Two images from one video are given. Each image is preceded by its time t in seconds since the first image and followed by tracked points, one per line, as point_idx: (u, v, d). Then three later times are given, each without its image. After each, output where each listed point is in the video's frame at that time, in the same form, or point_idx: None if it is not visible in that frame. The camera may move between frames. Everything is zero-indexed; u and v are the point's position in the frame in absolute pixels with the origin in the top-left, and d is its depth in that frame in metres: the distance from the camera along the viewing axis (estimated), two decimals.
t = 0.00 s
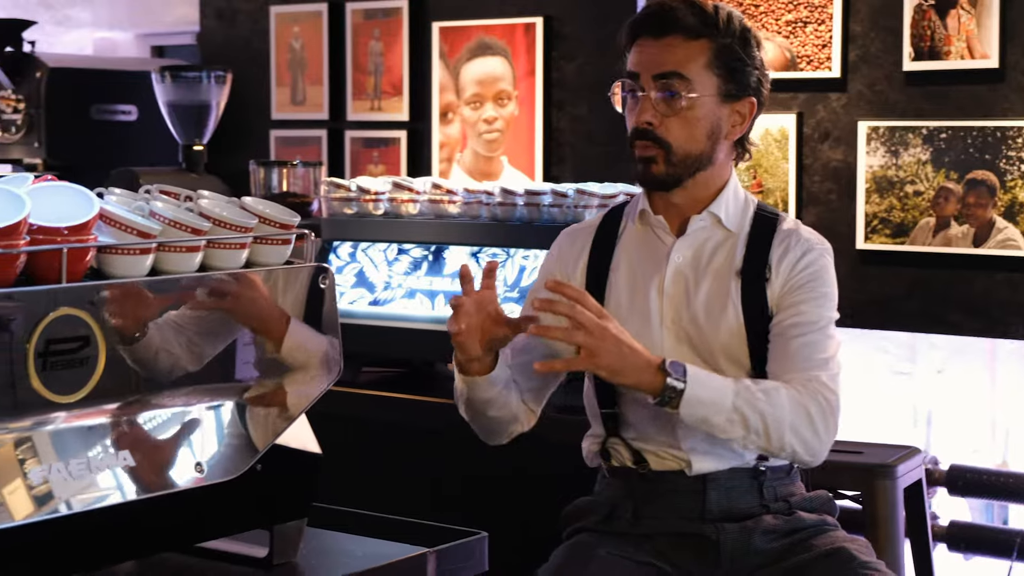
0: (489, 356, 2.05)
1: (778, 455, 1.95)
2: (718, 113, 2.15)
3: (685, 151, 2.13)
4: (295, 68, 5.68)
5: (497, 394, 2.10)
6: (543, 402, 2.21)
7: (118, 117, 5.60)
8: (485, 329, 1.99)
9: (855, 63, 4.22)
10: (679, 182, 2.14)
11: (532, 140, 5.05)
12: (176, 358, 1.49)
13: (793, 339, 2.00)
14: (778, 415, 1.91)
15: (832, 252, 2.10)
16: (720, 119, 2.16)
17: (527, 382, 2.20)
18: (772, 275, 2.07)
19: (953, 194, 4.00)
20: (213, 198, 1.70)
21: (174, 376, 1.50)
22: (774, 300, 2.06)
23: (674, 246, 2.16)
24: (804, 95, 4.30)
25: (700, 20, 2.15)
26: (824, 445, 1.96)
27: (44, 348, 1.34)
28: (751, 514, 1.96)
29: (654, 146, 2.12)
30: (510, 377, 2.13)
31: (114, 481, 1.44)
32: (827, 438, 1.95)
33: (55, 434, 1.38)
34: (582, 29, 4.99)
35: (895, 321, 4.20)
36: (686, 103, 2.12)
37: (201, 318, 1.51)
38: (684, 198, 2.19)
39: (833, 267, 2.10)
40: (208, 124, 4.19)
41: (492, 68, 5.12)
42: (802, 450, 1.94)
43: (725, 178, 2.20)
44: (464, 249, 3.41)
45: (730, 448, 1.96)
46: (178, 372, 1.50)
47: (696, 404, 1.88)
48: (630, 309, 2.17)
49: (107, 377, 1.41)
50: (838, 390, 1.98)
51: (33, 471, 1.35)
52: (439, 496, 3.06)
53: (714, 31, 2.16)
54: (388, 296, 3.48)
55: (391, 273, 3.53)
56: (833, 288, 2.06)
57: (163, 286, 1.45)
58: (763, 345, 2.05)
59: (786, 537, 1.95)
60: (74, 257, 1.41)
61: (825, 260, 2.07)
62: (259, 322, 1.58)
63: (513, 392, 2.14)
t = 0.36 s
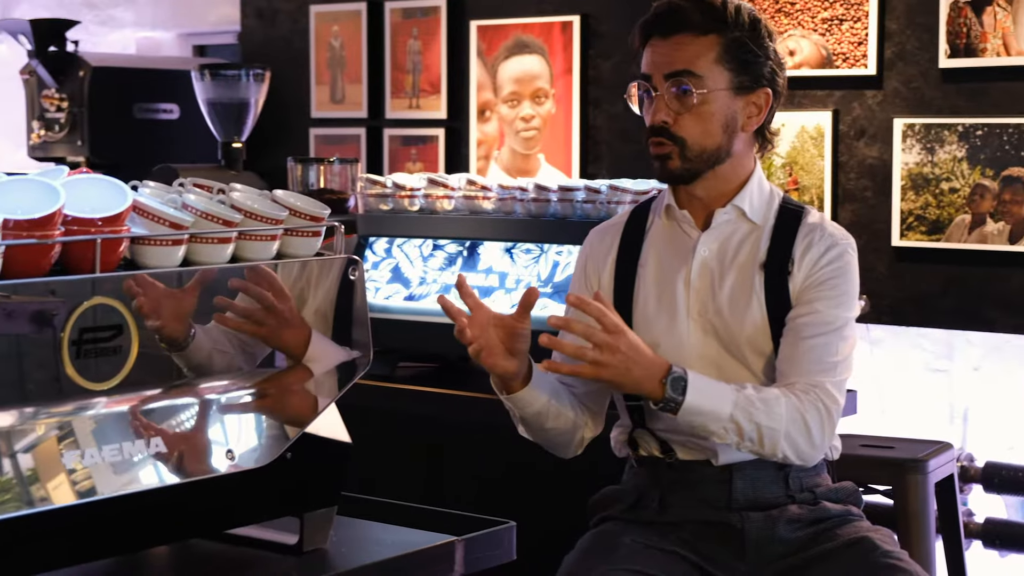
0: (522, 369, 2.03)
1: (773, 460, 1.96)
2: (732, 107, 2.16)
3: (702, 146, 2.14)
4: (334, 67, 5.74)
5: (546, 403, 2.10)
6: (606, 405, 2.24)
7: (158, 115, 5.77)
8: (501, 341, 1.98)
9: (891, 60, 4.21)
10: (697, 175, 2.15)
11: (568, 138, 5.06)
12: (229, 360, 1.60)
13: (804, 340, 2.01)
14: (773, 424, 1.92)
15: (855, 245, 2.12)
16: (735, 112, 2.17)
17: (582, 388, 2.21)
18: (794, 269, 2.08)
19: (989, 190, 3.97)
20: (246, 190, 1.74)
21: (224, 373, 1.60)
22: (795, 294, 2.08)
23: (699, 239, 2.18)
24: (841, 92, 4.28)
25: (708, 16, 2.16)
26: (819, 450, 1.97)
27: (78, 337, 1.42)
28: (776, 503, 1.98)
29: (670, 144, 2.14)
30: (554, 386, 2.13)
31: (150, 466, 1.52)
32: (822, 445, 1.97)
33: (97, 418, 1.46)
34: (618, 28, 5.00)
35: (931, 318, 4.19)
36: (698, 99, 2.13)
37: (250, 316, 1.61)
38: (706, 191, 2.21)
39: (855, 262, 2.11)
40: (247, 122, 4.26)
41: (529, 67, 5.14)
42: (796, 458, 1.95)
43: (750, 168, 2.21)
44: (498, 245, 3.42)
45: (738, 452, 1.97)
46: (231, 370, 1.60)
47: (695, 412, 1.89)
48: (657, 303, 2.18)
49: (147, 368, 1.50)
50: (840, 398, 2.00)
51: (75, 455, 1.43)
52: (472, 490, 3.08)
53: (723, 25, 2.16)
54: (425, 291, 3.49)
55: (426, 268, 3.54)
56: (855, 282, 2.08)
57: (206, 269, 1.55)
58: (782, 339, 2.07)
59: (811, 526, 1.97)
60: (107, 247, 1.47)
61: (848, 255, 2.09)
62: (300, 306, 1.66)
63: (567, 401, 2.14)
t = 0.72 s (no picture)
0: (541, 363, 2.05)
1: (800, 457, 1.97)
2: (756, 109, 2.17)
3: (727, 147, 2.15)
4: (370, 67, 5.78)
5: (565, 398, 2.12)
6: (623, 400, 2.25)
7: (197, 115, 5.85)
8: (523, 337, 2.01)
9: (924, 60, 4.21)
10: (724, 177, 2.16)
11: (602, 138, 5.07)
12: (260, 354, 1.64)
13: (827, 338, 2.02)
14: (801, 419, 1.92)
15: (878, 245, 2.13)
16: (759, 114, 2.18)
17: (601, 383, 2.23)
18: (817, 267, 2.09)
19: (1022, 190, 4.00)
20: (276, 187, 1.77)
21: (256, 366, 1.64)
22: (818, 292, 2.09)
23: (723, 238, 2.19)
24: (874, 92, 4.30)
25: (734, 18, 2.16)
26: (844, 448, 1.99)
27: (109, 332, 1.47)
28: (798, 500, 1.99)
29: (695, 144, 2.16)
30: (573, 381, 2.16)
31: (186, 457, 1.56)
32: (848, 441, 1.98)
33: (133, 411, 1.50)
34: (653, 27, 4.99)
35: (963, 319, 4.22)
36: (723, 100, 2.15)
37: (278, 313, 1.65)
38: (731, 191, 2.22)
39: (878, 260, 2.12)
40: (282, 121, 4.31)
41: (563, 67, 5.16)
42: (823, 453, 1.97)
43: (774, 168, 2.22)
44: (529, 244, 3.44)
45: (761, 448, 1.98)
46: (263, 364, 1.65)
47: (724, 409, 1.89)
48: (681, 302, 2.19)
49: (178, 362, 1.55)
50: (864, 395, 2.01)
51: (111, 447, 1.47)
52: (502, 487, 3.10)
53: (748, 27, 2.17)
54: (456, 290, 3.53)
55: (458, 267, 3.58)
56: (878, 281, 2.09)
57: (238, 265, 1.60)
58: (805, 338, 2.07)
59: (833, 522, 1.99)
60: (138, 245, 1.51)
61: (871, 254, 2.09)
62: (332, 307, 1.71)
63: (585, 396, 2.16)
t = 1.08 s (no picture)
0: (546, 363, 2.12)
1: (804, 462, 1.99)
2: (775, 116, 2.19)
3: (747, 153, 2.16)
4: (393, 70, 5.82)
5: (565, 398, 2.18)
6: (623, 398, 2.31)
7: (221, 118, 5.91)
8: (530, 339, 2.08)
9: (944, 64, 4.22)
10: (742, 184, 2.17)
11: (623, 141, 5.09)
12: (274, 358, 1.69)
13: (837, 343, 2.03)
14: (806, 425, 1.94)
15: (892, 254, 2.13)
16: (779, 121, 2.19)
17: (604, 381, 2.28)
18: (830, 274, 2.10)
19: None
20: (291, 194, 1.80)
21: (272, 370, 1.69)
22: (830, 299, 2.10)
23: (738, 243, 2.20)
24: (893, 95, 4.31)
25: (756, 26, 2.17)
26: (849, 452, 2.00)
27: (125, 335, 1.52)
28: (806, 502, 2.01)
29: (715, 149, 2.17)
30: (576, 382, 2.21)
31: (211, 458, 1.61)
32: (853, 447, 1.99)
33: (156, 412, 1.56)
34: (674, 30, 5.00)
35: (979, 320, 4.21)
36: (743, 106, 2.16)
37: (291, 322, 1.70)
38: (749, 197, 2.23)
39: (891, 269, 2.13)
40: (304, 125, 4.35)
41: (585, 70, 5.19)
42: (828, 458, 1.98)
43: (791, 175, 2.23)
44: (547, 247, 3.44)
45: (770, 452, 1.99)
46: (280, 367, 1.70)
47: (727, 414, 1.92)
48: (694, 304, 2.21)
49: (193, 366, 1.60)
50: (871, 401, 2.02)
51: (134, 447, 1.53)
52: (517, 488, 3.12)
53: (771, 35, 2.18)
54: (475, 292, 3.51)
55: (477, 270, 3.57)
56: (889, 290, 2.10)
57: (247, 271, 1.64)
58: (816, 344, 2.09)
59: (840, 525, 2.00)
60: (154, 250, 1.55)
61: (884, 262, 2.10)
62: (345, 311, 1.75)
63: (585, 396, 2.22)
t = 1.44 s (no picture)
0: (554, 323, 2.17)
1: (789, 459, 2.00)
2: (791, 132, 2.18)
3: (760, 170, 2.17)
4: (400, 74, 5.83)
5: (566, 368, 2.21)
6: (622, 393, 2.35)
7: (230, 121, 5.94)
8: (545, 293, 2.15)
9: (949, 69, 4.24)
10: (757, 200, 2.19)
11: (629, 145, 5.10)
12: (287, 360, 1.75)
13: (834, 351, 2.04)
14: (792, 421, 1.96)
15: (898, 267, 2.14)
16: (793, 137, 2.18)
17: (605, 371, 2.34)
18: (835, 283, 2.12)
19: None
20: (293, 201, 1.82)
21: (285, 372, 1.75)
22: (834, 307, 2.11)
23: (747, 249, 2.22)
24: (899, 100, 4.32)
25: (770, 44, 2.16)
26: (833, 458, 2.01)
27: (127, 341, 1.57)
28: (805, 507, 2.03)
29: (729, 167, 2.18)
30: (579, 356, 2.24)
31: (221, 459, 1.67)
32: (838, 451, 2.00)
33: (166, 415, 1.62)
34: (680, 34, 5.03)
35: (985, 324, 4.23)
36: (757, 126, 2.15)
37: (301, 321, 1.75)
38: (762, 209, 2.24)
39: (896, 282, 2.14)
40: (311, 128, 4.37)
41: (592, 74, 5.19)
42: (810, 459, 1.99)
43: (804, 187, 2.24)
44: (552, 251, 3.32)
45: (771, 455, 2.04)
46: (292, 370, 1.76)
47: (716, 396, 1.95)
48: (700, 308, 2.23)
49: (197, 367, 1.65)
50: (861, 410, 2.03)
51: (144, 449, 1.59)
52: (518, 491, 3.13)
53: (785, 53, 2.17)
54: (479, 297, 3.40)
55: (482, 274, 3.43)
56: (893, 302, 2.11)
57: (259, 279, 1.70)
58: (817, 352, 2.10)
59: (837, 529, 2.02)
60: (157, 256, 1.58)
61: (889, 275, 2.11)
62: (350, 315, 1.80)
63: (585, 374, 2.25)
